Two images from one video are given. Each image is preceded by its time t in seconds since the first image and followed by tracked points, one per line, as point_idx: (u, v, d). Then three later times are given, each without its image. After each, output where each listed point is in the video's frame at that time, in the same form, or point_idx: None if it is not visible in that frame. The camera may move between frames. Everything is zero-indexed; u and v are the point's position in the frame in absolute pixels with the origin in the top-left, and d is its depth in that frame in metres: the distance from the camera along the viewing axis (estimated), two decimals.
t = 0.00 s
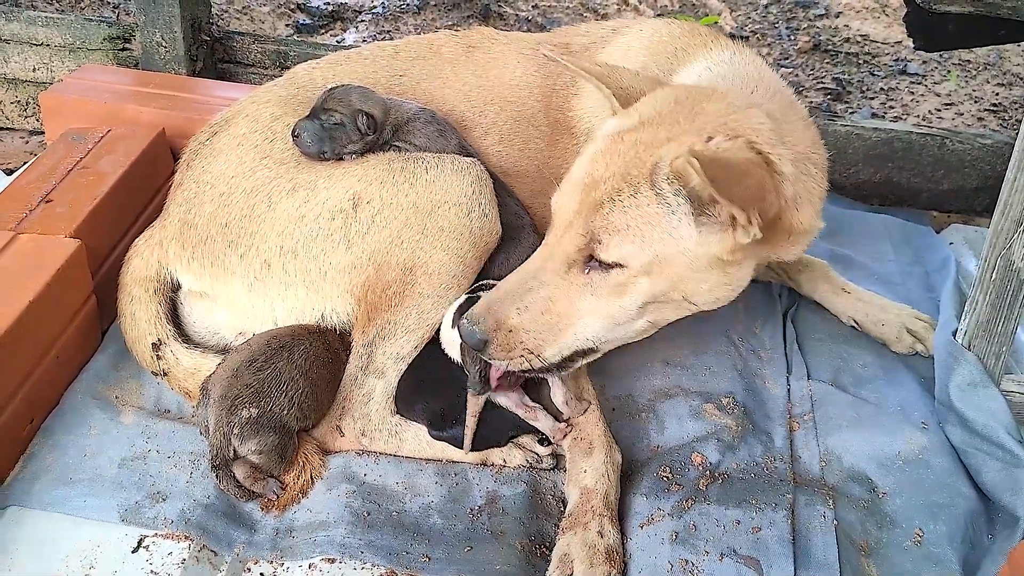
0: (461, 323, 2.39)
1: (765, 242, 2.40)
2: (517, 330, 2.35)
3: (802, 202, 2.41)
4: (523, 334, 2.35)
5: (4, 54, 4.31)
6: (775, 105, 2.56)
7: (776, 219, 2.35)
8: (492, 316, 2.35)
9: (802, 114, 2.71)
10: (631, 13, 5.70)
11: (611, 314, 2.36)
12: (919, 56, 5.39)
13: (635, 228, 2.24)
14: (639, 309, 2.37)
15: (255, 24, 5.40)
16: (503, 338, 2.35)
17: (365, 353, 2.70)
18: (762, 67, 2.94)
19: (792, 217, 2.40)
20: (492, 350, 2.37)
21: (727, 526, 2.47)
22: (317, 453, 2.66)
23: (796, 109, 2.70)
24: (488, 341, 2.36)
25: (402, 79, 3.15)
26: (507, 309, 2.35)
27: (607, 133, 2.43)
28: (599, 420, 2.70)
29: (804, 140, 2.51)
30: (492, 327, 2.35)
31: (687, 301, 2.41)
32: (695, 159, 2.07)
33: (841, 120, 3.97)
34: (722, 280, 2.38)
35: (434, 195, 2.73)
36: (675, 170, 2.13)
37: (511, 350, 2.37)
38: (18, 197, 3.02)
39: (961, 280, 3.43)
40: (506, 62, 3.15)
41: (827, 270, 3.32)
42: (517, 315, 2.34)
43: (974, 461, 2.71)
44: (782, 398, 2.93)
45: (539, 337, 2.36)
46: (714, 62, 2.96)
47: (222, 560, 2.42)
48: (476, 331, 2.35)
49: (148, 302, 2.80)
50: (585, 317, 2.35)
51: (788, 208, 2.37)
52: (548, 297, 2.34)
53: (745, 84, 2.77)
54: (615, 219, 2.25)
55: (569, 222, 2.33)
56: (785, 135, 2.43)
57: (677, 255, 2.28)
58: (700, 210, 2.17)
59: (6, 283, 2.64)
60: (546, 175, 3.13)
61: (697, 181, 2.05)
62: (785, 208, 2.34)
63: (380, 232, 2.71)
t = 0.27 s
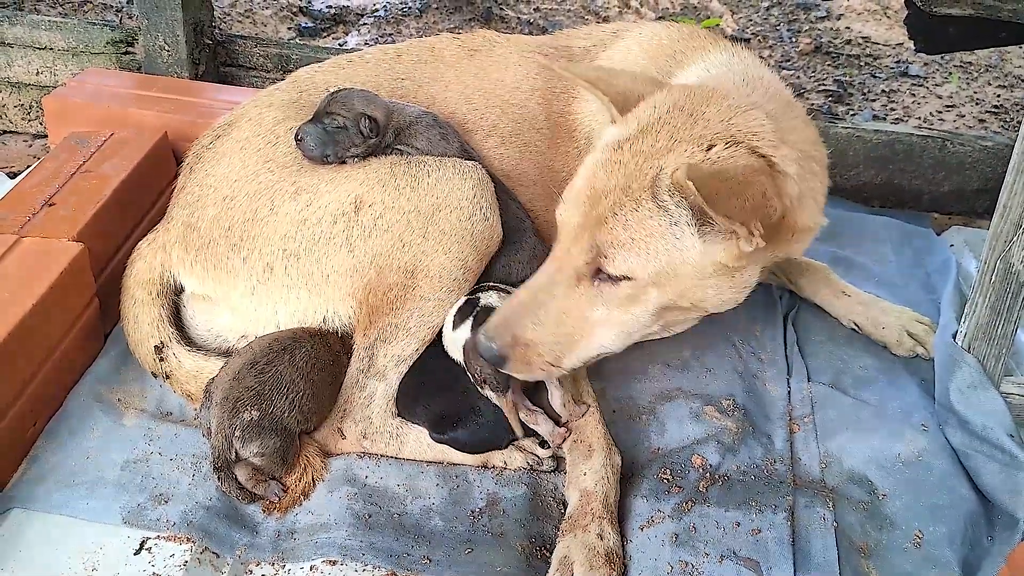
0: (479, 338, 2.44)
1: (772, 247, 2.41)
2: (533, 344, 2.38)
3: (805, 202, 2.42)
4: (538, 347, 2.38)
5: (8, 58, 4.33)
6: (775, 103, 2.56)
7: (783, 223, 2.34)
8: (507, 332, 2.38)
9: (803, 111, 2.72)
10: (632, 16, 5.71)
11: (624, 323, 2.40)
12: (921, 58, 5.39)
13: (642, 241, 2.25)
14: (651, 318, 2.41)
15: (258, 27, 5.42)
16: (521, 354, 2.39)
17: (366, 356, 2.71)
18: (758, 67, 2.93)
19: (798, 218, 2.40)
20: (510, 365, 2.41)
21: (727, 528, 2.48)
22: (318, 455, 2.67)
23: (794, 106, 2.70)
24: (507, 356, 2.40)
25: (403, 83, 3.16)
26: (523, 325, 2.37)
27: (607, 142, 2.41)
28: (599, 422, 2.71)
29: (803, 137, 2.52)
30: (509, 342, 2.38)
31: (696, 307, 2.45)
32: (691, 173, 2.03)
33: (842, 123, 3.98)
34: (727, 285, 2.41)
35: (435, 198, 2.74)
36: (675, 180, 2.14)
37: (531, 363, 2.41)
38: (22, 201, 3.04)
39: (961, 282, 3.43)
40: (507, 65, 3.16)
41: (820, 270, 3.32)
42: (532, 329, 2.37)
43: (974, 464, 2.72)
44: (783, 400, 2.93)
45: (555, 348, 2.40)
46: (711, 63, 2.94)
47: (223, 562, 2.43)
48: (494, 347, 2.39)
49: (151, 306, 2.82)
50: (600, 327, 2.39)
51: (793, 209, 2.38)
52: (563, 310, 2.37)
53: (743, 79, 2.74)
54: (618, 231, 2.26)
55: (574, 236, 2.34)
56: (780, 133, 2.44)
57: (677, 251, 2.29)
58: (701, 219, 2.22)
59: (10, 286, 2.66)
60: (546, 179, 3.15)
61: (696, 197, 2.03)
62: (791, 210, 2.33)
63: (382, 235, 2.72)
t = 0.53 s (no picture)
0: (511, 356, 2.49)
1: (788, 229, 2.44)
2: (565, 358, 2.43)
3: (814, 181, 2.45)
4: (569, 361, 2.43)
5: (10, 60, 4.35)
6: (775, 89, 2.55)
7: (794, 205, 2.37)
8: (538, 349, 2.44)
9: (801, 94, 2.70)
10: (632, 17, 5.72)
11: (650, 325, 2.45)
12: (921, 59, 5.40)
13: (653, 246, 2.30)
14: (676, 314, 2.46)
15: (259, 29, 5.44)
16: (555, 367, 2.44)
17: (366, 357, 2.72)
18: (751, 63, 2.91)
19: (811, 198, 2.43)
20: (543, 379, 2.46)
21: (725, 528, 2.48)
22: (318, 456, 2.68)
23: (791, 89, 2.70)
24: (539, 372, 2.45)
25: (403, 84, 3.18)
26: (551, 340, 2.43)
27: (609, 152, 2.44)
28: (598, 423, 2.72)
29: (804, 114, 2.54)
30: (540, 359, 2.44)
31: (715, 301, 2.48)
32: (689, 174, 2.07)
33: (841, 124, 3.98)
34: (743, 277, 2.44)
35: (434, 200, 2.75)
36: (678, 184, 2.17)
37: (566, 376, 2.46)
38: (23, 203, 3.05)
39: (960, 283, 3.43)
40: (506, 66, 3.16)
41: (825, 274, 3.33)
42: (563, 344, 2.42)
43: (972, 464, 2.72)
44: (781, 401, 2.94)
45: (587, 359, 2.45)
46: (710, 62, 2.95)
47: (224, 562, 2.44)
48: (526, 363, 2.44)
49: (152, 307, 2.83)
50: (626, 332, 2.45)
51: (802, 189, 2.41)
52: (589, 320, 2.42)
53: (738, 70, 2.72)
54: (631, 241, 2.32)
55: (591, 247, 2.40)
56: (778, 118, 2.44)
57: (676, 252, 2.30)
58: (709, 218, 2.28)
59: (11, 287, 2.67)
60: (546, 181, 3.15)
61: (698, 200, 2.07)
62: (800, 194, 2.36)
63: (381, 237, 2.73)
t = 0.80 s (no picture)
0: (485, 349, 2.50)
1: (762, 223, 2.41)
2: (537, 350, 2.43)
3: (790, 177, 2.44)
4: (541, 354, 2.43)
5: (13, 60, 4.37)
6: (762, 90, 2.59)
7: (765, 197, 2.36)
8: (510, 341, 2.45)
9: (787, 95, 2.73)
10: (633, 17, 5.73)
11: (627, 318, 2.42)
12: (923, 59, 5.40)
13: (627, 231, 2.28)
14: (653, 308, 2.41)
15: (261, 29, 5.45)
16: (527, 360, 2.44)
17: (366, 355, 2.73)
18: (745, 60, 2.92)
19: (784, 194, 2.42)
20: (516, 372, 2.46)
21: (725, 526, 2.49)
22: (319, 454, 2.69)
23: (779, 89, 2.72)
24: (511, 364, 2.45)
25: (403, 83, 3.18)
26: (524, 332, 2.44)
27: (585, 146, 2.46)
28: (598, 422, 2.72)
29: (786, 117, 2.57)
30: (512, 351, 2.44)
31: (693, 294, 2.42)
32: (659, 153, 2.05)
33: (842, 123, 3.98)
34: (722, 271, 2.40)
35: (433, 199, 2.76)
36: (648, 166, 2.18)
37: (538, 369, 2.45)
38: (26, 202, 3.06)
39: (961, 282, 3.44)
40: (505, 65, 3.17)
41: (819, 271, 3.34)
42: (533, 336, 2.43)
43: (972, 463, 2.73)
44: (781, 400, 2.94)
45: (558, 352, 2.44)
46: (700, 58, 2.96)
47: (225, 559, 2.45)
48: (497, 356, 2.46)
49: (154, 306, 2.84)
50: (601, 325, 2.42)
51: (775, 184, 2.40)
52: (561, 313, 2.42)
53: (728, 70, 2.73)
54: (604, 227, 2.31)
55: (565, 239, 2.39)
56: (760, 118, 2.47)
57: (676, 251, 2.31)
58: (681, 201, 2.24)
59: (14, 286, 2.68)
60: (545, 177, 3.19)
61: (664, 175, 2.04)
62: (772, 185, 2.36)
63: (381, 236, 2.73)
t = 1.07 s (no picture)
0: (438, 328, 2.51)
1: (725, 226, 2.39)
2: (487, 332, 2.44)
3: (763, 185, 2.41)
4: (490, 336, 2.44)
5: (15, 61, 4.38)
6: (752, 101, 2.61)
7: (732, 203, 2.35)
8: (464, 320, 2.46)
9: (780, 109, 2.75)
10: (635, 18, 5.73)
11: (582, 311, 2.41)
12: (924, 60, 5.40)
13: (589, 220, 2.28)
14: (608, 302, 2.40)
15: (263, 30, 5.46)
16: (475, 342, 2.46)
17: (366, 356, 2.73)
18: (741, 62, 2.92)
19: (753, 200, 2.39)
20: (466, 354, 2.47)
21: (725, 527, 2.49)
22: (319, 454, 2.70)
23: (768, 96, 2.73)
24: (461, 345, 2.47)
25: (402, 84, 3.19)
26: (477, 313, 2.45)
27: (563, 136, 2.47)
28: (598, 422, 2.72)
29: (770, 126, 2.55)
30: (464, 330, 2.45)
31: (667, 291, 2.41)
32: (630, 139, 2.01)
33: (843, 124, 3.98)
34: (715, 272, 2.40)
35: (432, 199, 2.76)
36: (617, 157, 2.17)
37: (484, 352, 2.46)
38: (28, 203, 3.07)
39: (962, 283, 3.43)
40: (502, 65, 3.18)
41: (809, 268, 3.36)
42: (486, 318, 2.43)
43: (972, 464, 2.73)
44: (782, 401, 2.94)
45: (508, 337, 2.44)
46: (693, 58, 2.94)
47: (226, 560, 2.45)
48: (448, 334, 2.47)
49: (155, 307, 2.85)
50: (553, 314, 2.41)
51: (744, 190, 2.37)
52: (516, 298, 2.42)
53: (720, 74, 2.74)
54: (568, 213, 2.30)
55: (531, 222, 2.40)
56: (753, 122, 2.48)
57: (676, 252, 2.31)
58: (646, 195, 2.23)
59: (15, 286, 2.69)
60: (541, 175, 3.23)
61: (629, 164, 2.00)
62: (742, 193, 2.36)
63: (381, 237, 2.74)
